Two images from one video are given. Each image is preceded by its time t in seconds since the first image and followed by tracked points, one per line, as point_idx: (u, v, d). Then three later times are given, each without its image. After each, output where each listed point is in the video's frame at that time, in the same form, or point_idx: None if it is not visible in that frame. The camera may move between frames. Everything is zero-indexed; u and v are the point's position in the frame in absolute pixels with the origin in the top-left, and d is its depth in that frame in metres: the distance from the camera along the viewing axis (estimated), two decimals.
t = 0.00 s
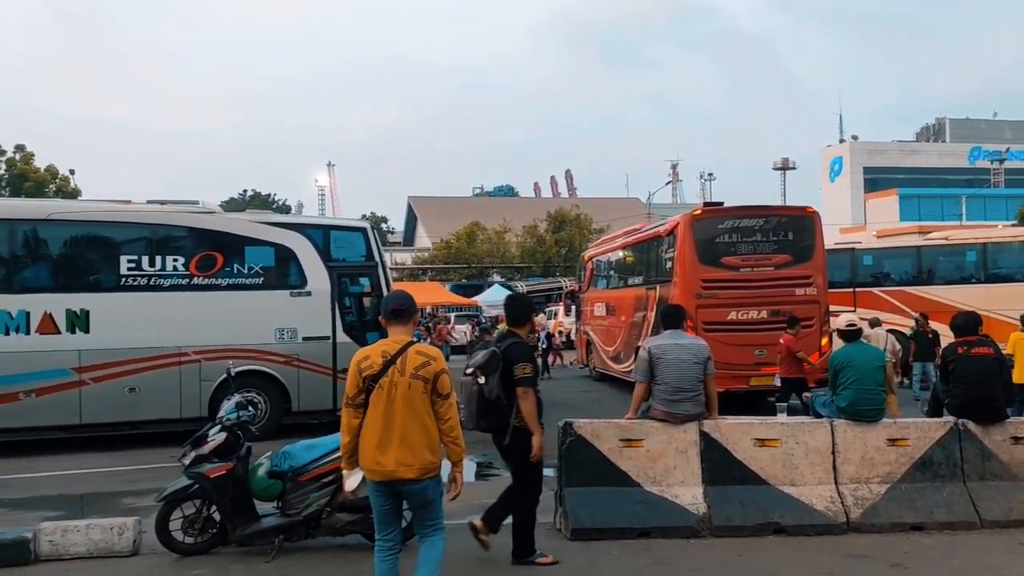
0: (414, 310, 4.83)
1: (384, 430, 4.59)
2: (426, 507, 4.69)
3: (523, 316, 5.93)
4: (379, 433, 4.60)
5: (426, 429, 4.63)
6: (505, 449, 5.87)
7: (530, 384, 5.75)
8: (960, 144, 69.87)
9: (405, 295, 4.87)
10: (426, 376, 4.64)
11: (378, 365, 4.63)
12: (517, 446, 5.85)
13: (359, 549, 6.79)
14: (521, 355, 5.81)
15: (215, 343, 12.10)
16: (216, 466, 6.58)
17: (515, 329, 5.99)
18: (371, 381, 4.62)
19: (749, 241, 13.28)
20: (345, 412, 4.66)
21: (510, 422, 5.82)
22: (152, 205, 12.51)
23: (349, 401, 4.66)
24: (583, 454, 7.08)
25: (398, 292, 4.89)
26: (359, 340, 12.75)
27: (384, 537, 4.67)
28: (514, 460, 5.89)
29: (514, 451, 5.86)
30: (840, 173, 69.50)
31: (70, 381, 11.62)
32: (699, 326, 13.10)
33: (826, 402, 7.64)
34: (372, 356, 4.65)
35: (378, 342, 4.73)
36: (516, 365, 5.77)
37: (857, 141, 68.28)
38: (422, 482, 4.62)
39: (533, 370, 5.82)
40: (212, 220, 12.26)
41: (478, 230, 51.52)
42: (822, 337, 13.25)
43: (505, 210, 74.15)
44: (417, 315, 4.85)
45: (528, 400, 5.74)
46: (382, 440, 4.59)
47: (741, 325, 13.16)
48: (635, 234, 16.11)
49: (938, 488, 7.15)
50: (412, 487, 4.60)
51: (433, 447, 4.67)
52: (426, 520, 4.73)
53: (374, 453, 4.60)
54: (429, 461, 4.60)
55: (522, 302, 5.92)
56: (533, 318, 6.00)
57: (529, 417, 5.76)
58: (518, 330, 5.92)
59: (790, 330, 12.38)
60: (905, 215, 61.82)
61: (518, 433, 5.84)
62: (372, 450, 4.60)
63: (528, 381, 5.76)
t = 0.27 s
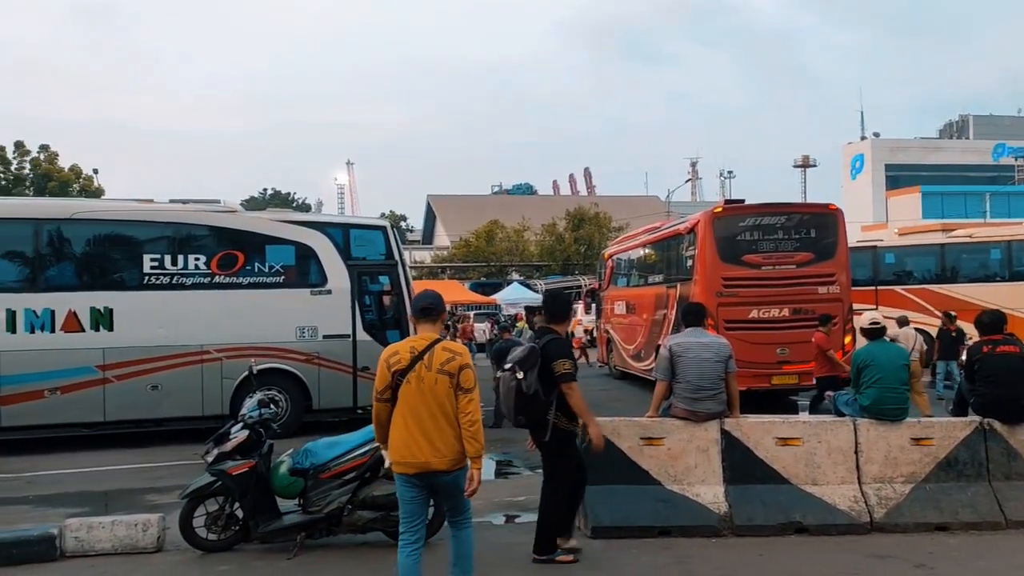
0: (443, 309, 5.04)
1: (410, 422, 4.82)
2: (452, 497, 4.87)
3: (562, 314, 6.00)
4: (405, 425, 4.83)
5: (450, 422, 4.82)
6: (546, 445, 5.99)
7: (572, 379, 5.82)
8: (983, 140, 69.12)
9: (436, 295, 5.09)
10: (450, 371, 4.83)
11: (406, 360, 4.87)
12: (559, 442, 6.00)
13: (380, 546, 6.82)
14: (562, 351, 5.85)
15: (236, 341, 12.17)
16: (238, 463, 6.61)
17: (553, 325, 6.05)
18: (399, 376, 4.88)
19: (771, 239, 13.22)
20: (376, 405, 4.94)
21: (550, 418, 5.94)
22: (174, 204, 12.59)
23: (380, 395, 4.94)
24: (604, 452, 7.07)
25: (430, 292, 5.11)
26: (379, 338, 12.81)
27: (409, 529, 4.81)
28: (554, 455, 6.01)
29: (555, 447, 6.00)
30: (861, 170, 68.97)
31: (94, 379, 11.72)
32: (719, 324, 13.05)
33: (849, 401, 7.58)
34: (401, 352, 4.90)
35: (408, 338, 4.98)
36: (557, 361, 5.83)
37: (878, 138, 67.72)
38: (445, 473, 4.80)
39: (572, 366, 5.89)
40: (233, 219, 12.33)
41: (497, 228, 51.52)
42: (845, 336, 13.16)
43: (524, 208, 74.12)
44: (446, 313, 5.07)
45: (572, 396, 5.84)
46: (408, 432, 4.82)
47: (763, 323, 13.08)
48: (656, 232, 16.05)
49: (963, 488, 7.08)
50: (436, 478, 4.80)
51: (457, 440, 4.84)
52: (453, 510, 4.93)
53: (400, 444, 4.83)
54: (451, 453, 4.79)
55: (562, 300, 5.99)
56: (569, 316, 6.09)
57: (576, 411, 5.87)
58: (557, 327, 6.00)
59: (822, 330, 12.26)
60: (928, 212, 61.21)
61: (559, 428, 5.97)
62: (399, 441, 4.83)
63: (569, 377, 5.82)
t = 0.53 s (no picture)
0: (473, 311, 5.05)
1: (439, 423, 4.87)
2: (480, 496, 4.91)
3: (599, 315, 6.06)
4: (435, 426, 4.88)
5: (478, 423, 4.86)
6: (580, 445, 6.00)
7: (609, 380, 5.87)
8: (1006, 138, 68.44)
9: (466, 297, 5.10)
10: (479, 373, 4.87)
11: (436, 362, 4.91)
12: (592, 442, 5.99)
13: (400, 544, 6.84)
14: (597, 352, 5.92)
15: (256, 340, 12.23)
16: (258, 462, 6.63)
17: (592, 326, 6.13)
18: (429, 378, 4.92)
19: (791, 237, 13.15)
20: (406, 406, 4.99)
21: (586, 418, 5.96)
22: (194, 203, 12.67)
23: (410, 396, 4.98)
24: (623, 451, 7.05)
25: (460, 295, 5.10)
26: (397, 337, 12.83)
27: (434, 524, 4.81)
28: (588, 455, 6.00)
29: (591, 446, 5.99)
30: (881, 168, 68.47)
31: (115, 377, 11.81)
32: (739, 323, 12.99)
33: (870, 401, 7.52)
34: (431, 354, 4.94)
35: (438, 341, 5.01)
36: (593, 362, 5.90)
37: (898, 136, 67.20)
38: (474, 473, 4.85)
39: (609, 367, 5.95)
40: (253, 218, 12.39)
41: (514, 227, 51.53)
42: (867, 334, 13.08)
43: (542, 207, 74.10)
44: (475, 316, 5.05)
45: (611, 397, 5.87)
46: (437, 433, 4.87)
47: (783, 322, 13.02)
48: (675, 230, 16.00)
49: (986, 489, 7.02)
50: (464, 477, 4.85)
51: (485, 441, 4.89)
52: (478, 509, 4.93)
53: (430, 444, 4.88)
54: (480, 454, 4.84)
55: (599, 302, 6.05)
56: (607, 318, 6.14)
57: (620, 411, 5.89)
58: (594, 329, 6.05)
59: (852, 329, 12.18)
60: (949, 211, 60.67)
61: (594, 429, 5.97)
62: (428, 442, 4.88)
63: (606, 378, 5.87)
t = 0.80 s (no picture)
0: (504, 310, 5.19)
1: (471, 418, 5.01)
2: (509, 488, 5.03)
3: (638, 316, 5.97)
4: (466, 420, 5.02)
5: (508, 418, 5.00)
6: (620, 446, 5.99)
7: (646, 382, 5.81)
8: None
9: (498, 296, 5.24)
10: (510, 370, 5.02)
11: (468, 359, 5.06)
12: (631, 443, 5.99)
13: (419, 543, 6.85)
14: (634, 354, 5.84)
15: (275, 339, 12.29)
16: (278, 461, 6.67)
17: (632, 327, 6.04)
18: (461, 374, 5.06)
19: (812, 236, 13.08)
20: (440, 401, 5.14)
21: (625, 420, 5.94)
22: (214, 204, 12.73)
23: (444, 391, 5.14)
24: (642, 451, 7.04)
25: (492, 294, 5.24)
26: (415, 337, 12.86)
27: (466, 511, 5.00)
28: (627, 456, 6.00)
29: (632, 447, 5.99)
30: (901, 167, 67.97)
31: (136, 376, 11.90)
32: (759, 323, 12.93)
33: (891, 401, 7.42)
34: (463, 351, 5.09)
35: (469, 339, 5.16)
36: (630, 364, 5.83)
37: (919, 134, 66.67)
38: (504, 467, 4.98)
39: (648, 368, 5.86)
40: (271, 218, 12.45)
41: (531, 226, 51.51)
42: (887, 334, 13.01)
43: (559, 206, 74.03)
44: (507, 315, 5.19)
45: (648, 399, 5.83)
46: (469, 427, 5.01)
47: (803, 322, 12.95)
48: (694, 229, 15.94)
49: (1009, 490, 6.96)
50: (495, 470, 4.98)
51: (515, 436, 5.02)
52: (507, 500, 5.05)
53: (462, 438, 5.02)
54: (510, 448, 4.97)
55: (637, 303, 5.95)
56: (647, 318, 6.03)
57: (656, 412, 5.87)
58: (633, 330, 5.96)
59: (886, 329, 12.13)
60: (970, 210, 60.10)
61: (635, 431, 5.97)
62: (460, 435, 5.02)
63: (643, 380, 5.81)
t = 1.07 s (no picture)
0: (526, 305, 5.42)
1: (497, 408, 5.18)
2: (530, 478, 5.20)
3: (670, 311, 5.94)
4: (493, 411, 5.19)
5: (534, 408, 5.20)
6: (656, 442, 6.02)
7: (675, 378, 5.81)
8: None
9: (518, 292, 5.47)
10: (535, 362, 5.23)
11: (493, 352, 5.24)
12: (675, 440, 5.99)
13: (434, 542, 6.86)
14: (665, 349, 5.83)
15: (291, 338, 12.33)
16: (294, 459, 6.69)
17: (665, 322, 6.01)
18: (486, 366, 5.24)
19: (827, 234, 13.03)
20: (464, 393, 5.29)
21: (661, 416, 5.94)
22: (229, 203, 12.79)
23: (468, 384, 5.29)
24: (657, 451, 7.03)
25: (513, 289, 5.47)
26: (429, 336, 12.88)
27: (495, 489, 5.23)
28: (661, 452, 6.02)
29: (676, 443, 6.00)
30: (917, 165, 67.52)
31: (153, 375, 11.97)
32: (774, 321, 12.89)
33: (908, 400, 7.38)
34: (487, 344, 5.27)
35: (493, 332, 5.36)
36: (661, 359, 5.82)
37: (935, 131, 66.20)
38: (530, 456, 5.16)
39: (678, 363, 5.85)
40: (286, 217, 12.49)
41: (545, 225, 51.47)
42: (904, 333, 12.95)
43: (573, 205, 73.97)
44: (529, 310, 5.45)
45: (675, 395, 5.84)
46: (496, 417, 5.18)
47: (819, 321, 12.91)
48: (710, 227, 15.89)
49: None
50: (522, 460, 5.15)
51: (540, 425, 5.21)
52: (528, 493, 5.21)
53: (490, 429, 5.18)
54: (537, 438, 5.15)
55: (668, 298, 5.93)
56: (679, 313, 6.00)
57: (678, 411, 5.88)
58: (666, 325, 5.94)
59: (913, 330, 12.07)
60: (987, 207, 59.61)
61: (673, 427, 5.96)
62: (488, 427, 5.18)
63: (673, 375, 5.80)
